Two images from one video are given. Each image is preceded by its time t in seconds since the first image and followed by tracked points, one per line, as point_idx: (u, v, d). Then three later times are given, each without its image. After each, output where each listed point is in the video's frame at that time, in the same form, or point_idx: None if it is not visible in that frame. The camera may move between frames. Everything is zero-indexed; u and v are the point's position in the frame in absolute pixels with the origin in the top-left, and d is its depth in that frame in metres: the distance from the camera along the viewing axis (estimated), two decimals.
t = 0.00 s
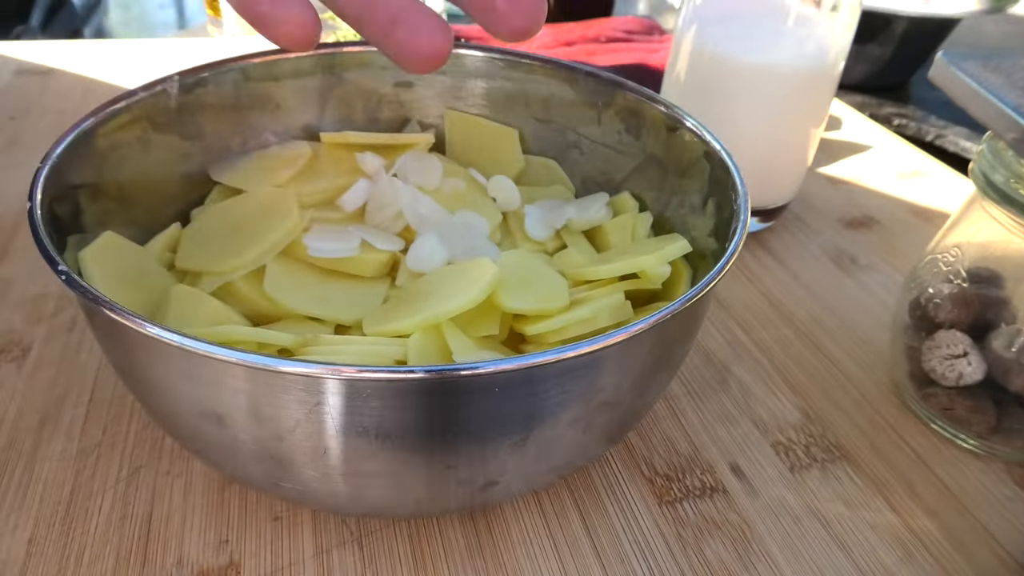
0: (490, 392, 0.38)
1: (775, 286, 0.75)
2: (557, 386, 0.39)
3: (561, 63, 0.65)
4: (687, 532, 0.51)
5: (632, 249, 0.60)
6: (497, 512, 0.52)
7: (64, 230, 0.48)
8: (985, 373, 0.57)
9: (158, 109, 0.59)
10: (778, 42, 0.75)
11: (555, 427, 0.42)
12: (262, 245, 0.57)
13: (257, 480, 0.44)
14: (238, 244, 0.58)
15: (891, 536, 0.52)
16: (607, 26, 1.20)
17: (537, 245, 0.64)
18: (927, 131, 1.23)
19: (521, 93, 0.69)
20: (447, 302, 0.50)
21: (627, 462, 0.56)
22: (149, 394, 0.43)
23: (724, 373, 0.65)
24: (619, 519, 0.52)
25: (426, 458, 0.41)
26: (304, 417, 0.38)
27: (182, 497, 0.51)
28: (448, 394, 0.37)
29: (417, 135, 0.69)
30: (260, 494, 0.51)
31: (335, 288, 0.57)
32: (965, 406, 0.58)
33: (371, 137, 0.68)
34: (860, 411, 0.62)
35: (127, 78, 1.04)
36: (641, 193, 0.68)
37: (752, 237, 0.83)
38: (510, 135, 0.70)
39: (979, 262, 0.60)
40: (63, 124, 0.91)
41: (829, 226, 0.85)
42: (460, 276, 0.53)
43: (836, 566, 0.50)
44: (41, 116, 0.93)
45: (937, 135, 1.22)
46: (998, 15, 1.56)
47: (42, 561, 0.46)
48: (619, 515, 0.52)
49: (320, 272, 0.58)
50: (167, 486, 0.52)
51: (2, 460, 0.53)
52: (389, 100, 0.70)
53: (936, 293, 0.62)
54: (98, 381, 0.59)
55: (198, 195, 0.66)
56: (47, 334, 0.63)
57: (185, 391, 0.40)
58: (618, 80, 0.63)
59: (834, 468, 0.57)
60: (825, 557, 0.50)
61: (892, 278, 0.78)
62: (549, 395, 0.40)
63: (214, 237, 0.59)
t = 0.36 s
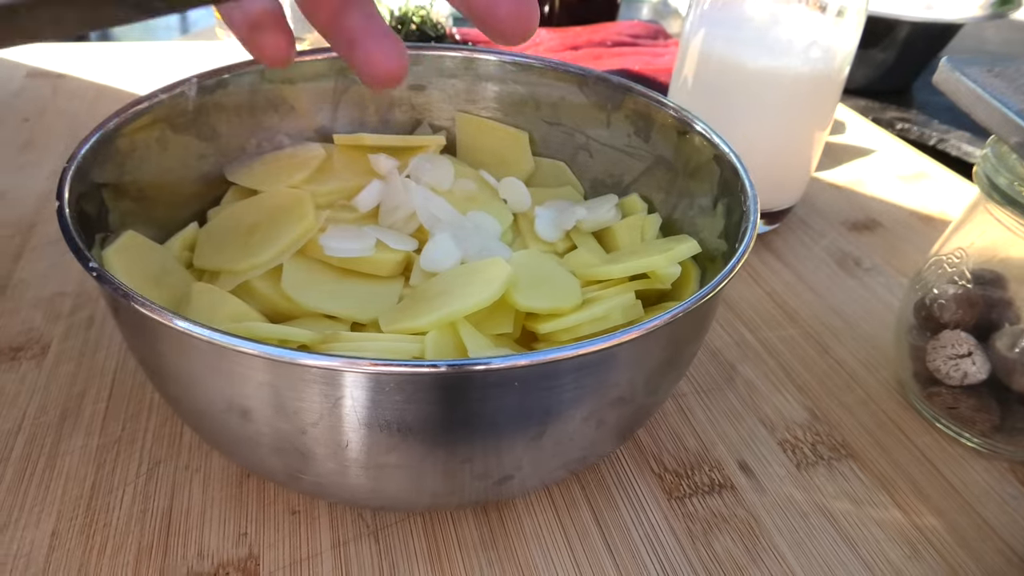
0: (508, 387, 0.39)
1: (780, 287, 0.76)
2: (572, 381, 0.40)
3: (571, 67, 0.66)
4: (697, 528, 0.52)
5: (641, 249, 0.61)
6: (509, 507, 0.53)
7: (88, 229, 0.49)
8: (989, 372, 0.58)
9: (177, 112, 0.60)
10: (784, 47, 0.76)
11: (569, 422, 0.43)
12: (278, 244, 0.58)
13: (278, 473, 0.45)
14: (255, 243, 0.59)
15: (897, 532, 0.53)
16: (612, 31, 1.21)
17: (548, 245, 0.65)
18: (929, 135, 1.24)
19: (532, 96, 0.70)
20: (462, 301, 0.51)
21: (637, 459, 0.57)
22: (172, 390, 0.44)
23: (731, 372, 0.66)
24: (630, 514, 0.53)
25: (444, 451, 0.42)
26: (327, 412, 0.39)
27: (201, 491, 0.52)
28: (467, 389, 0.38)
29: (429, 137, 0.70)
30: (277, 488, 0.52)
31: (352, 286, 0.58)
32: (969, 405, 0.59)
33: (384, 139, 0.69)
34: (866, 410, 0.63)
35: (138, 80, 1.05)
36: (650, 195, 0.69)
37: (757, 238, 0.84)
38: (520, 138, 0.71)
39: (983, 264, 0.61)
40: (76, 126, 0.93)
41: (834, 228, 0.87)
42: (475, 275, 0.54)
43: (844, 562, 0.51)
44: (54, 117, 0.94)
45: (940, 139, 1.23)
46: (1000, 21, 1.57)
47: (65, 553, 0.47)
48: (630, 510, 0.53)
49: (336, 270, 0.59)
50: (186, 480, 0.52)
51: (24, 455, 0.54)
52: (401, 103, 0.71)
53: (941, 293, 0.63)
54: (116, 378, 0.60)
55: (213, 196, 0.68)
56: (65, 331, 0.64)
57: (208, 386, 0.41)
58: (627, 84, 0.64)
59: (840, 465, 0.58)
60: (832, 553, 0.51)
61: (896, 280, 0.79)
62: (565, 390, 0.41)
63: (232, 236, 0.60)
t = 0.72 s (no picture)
0: (519, 389, 0.39)
1: (786, 289, 0.77)
2: (582, 383, 0.40)
3: (578, 69, 0.66)
4: (705, 530, 0.52)
5: (648, 251, 0.61)
6: (517, 510, 0.53)
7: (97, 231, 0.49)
8: (997, 375, 0.58)
9: (185, 114, 0.60)
10: (790, 50, 0.76)
11: (579, 424, 0.43)
12: (286, 246, 0.58)
13: (287, 475, 0.45)
14: (263, 245, 0.59)
15: (905, 535, 0.53)
16: (615, 33, 1.21)
17: (554, 248, 0.65)
18: (933, 137, 1.24)
19: (539, 98, 0.70)
20: (471, 303, 0.51)
21: (645, 461, 0.57)
22: (181, 391, 0.44)
23: (738, 374, 0.66)
24: (638, 516, 0.53)
25: (454, 454, 0.42)
26: (337, 414, 0.39)
27: (209, 492, 0.52)
28: (478, 391, 0.38)
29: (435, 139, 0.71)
30: (285, 491, 0.52)
31: (359, 289, 0.58)
32: (976, 408, 0.59)
33: (390, 141, 0.69)
34: (872, 412, 0.63)
35: (144, 82, 1.06)
36: (656, 197, 0.69)
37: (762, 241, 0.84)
38: (525, 140, 0.72)
39: (990, 267, 0.61)
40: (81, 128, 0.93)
41: (839, 230, 0.87)
42: (483, 277, 0.54)
43: (852, 564, 0.51)
44: (60, 119, 0.94)
45: (943, 141, 1.23)
46: (1003, 23, 1.57)
47: (74, 555, 0.47)
48: (637, 512, 0.53)
49: (344, 273, 0.59)
50: (194, 482, 0.52)
51: (32, 456, 0.54)
52: (407, 105, 0.71)
53: (948, 296, 0.63)
54: (124, 380, 0.60)
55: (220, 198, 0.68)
56: (73, 333, 0.64)
57: (218, 387, 0.41)
58: (634, 87, 0.64)
59: (847, 468, 0.58)
60: (840, 555, 0.51)
61: (901, 282, 0.79)
62: (575, 392, 0.41)
63: (240, 238, 0.60)
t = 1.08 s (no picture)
0: (517, 392, 0.39)
1: (785, 290, 0.76)
2: (581, 385, 0.40)
3: (577, 69, 0.66)
4: (703, 533, 0.52)
5: (647, 252, 0.61)
6: (514, 513, 0.52)
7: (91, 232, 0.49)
8: (997, 378, 0.58)
9: (181, 115, 0.60)
10: (790, 50, 0.76)
11: (577, 427, 0.43)
12: (282, 247, 0.57)
13: (281, 477, 0.44)
14: (259, 246, 0.59)
15: (904, 538, 0.53)
16: (615, 33, 1.21)
17: (552, 249, 0.65)
18: (932, 138, 1.23)
19: (538, 98, 0.70)
20: (468, 304, 0.51)
21: (643, 464, 0.57)
22: (175, 394, 0.44)
23: (736, 376, 0.65)
24: (636, 519, 0.52)
25: (451, 456, 0.41)
26: (333, 416, 0.39)
27: (204, 494, 0.51)
28: (475, 393, 0.38)
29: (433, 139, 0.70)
30: (280, 493, 0.52)
31: (355, 289, 0.57)
32: (976, 411, 0.59)
33: (388, 141, 0.69)
34: (871, 414, 0.63)
35: (142, 82, 1.05)
36: (655, 198, 0.68)
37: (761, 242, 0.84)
38: (524, 141, 0.71)
39: (990, 269, 0.61)
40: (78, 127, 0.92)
41: (838, 231, 0.86)
42: (481, 278, 0.53)
43: (851, 568, 0.50)
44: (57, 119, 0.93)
45: (943, 142, 1.23)
46: (1003, 24, 1.57)
47: (67, 558, 0.47)
48: (635, 515, 0.53)
49: (340, 273, 0.58)
50: (189, 484, 0.52)
51: (25, 458, 0.53)
52: (405, 105, 0.71)
53: (948, 297, 0.63)
54: (119, 381, 0.60)
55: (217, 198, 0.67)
56: (68, 334, 0.64)
57: (212, 389, 0.40)
58: (633, 87, 0.64)
59: (846, 471, 0.57)
60: (839, 558, 0.51)
61: (901, 283, 0.79)
62: (573, 394, 0.40)
63: (236, 238, 0.60)
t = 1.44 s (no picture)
0: (516, 396, 0.38)
1: (787, 292, 0.76)
2: (581, 389, 0.40)
3: (579, 69, 0.66)
4: (703, 538, 0.51)
5: (648, 254, 0.60)
6: (513, 516, 0.52)
7: (88, 231, 0.49)
8: (1000, 383, 0.58)
9: (180, 114, 0.59)
10: (793, 52, 0.76)
11: (577, 431, 0.42)
12: (282, 247, 0.57)
13: (278, 480, 0.44)
14: (258, 246, 0.58)
15: (905, 544, 0.52)
16: (617, 33, 1.20)
17: (553, 250, 0.65)
18: (935, 140, 1.23)
19: (539, 98, 0.69)
20: (468, 306, 0.50)
21: (643, 468, 0.56)
22: (172, 396, 0.43)
23: (738, 379, 0.65)
24: (635, 524, 0.52)
25: (449, 460, 0.41)
26: (331, 420, 0.39)
27: (201, 496, 0.51)
28: (475, 397, 0.38)
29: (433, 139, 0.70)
30: (278, 495, 0.52)
31: (355, 290, 0.57)
32: (978, 416, 0.59)
33: (388, 141, 0.68)
34: (873, 419, 0.62)
35: (141, 79, 1.05)
36: (656, 199, 0.68)
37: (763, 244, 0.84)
38: (525, 141, 0.71)
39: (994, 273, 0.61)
40: (77, 125, 0.92)
41: (840, 234, 0.86)
42: (482, 280, 0.53)
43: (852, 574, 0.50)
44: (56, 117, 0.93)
45: (945, 144, 1.22)
46: (1006, 25, 1.56)
47: (63, 559, 0.47)
48: (635, 519, 0.52)
49: (339, 274, 0.58)
50: (186, 485, 0.52)
51: (22, 458, 0.53)
52: (406, 104, 0.71)
53: (951, 302, 0.62)
54: (116, 380, 0.60)
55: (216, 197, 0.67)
56: (66, 333, 0.64)
57: (209, 392, 0.40)
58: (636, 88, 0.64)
59: (848, 476, 0.57)
60: (840, 564, 0.50)
61: (903, 287, 0.78)
62: (574, 398, 0.40)
63: (235, 238, 0.59)
